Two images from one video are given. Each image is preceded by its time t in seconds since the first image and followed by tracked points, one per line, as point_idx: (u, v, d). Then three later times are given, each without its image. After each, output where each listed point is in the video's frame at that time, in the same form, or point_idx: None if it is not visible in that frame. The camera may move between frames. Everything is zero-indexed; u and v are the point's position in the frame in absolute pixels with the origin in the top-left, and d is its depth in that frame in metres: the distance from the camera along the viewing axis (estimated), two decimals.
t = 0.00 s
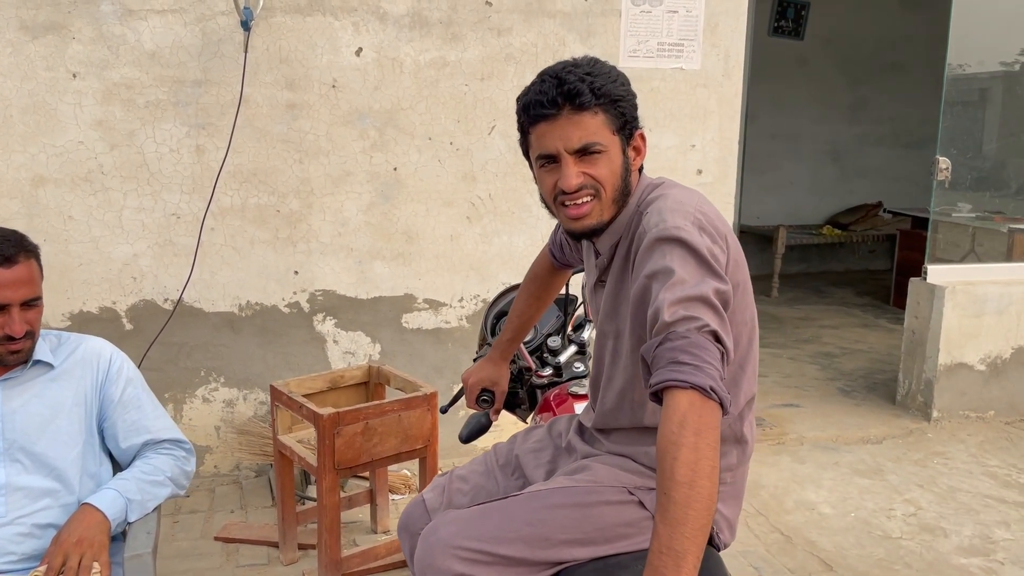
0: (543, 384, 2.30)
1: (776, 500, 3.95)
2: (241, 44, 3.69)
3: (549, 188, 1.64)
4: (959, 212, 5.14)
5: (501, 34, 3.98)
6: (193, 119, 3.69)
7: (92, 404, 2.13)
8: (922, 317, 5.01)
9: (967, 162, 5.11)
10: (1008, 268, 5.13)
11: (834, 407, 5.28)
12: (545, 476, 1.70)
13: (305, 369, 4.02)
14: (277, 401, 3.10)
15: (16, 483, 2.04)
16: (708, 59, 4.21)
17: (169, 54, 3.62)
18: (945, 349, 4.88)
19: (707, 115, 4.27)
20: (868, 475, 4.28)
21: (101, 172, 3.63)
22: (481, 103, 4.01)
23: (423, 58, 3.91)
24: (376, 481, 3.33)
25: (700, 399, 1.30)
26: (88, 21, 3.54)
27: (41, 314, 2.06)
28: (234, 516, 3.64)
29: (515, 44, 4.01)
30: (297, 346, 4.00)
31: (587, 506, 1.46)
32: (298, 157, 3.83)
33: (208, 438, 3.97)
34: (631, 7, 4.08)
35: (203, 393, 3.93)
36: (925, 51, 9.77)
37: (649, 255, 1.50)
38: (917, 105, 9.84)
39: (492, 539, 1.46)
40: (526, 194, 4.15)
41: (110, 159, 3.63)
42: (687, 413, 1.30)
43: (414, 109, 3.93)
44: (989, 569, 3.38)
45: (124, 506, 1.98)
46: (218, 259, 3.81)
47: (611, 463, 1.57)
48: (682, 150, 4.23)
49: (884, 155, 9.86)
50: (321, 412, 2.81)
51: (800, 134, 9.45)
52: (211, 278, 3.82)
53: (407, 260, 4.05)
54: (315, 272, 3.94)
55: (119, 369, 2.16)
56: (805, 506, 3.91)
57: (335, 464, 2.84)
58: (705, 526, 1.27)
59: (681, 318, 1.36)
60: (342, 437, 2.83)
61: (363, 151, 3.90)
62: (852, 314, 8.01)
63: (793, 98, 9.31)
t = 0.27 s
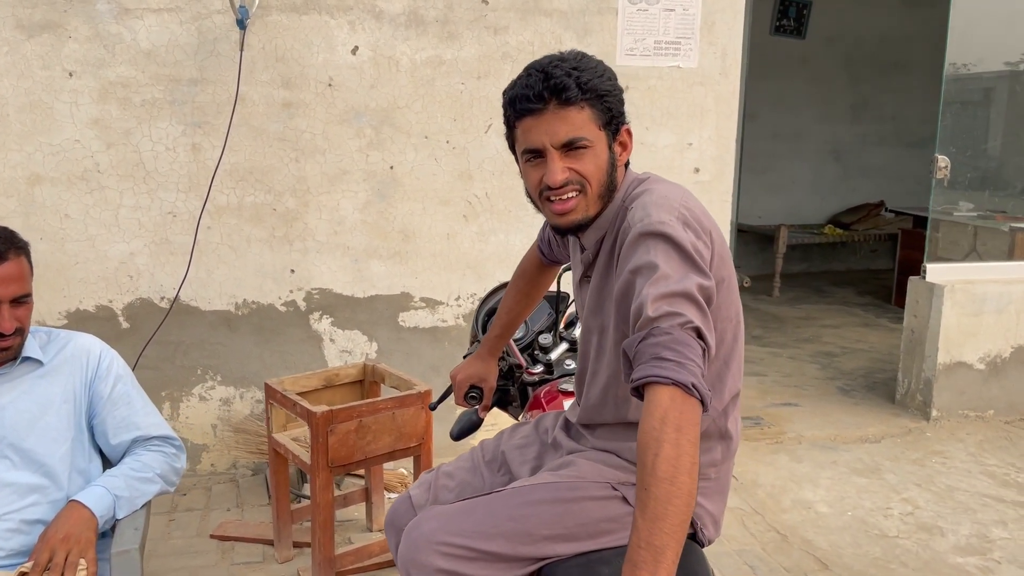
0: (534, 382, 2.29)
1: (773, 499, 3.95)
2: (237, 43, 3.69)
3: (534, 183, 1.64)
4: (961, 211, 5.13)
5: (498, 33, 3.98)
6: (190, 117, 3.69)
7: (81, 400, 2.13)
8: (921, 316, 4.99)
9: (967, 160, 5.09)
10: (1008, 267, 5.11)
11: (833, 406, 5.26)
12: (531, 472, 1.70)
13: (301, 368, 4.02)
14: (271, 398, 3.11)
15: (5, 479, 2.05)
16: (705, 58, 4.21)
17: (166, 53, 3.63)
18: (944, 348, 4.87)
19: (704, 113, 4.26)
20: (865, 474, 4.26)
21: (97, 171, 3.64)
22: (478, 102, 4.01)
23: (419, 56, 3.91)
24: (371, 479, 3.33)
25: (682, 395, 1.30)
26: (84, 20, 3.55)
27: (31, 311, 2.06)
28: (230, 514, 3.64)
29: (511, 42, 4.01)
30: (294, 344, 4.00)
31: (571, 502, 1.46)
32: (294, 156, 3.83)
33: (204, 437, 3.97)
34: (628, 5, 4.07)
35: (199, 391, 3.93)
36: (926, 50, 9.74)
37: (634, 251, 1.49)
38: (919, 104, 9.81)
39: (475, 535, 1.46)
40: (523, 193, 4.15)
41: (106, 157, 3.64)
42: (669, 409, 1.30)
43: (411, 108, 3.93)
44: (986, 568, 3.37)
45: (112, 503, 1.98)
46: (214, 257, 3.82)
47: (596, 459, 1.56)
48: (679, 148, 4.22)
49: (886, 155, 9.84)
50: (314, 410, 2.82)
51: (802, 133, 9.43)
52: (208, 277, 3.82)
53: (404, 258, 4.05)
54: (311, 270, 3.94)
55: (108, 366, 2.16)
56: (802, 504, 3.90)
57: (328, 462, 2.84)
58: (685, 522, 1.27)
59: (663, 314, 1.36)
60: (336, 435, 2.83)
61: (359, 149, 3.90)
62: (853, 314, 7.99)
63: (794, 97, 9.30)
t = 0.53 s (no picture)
0: (530, 381, 2.30)
1: (771, 498, 3.96)
2: (237, 44, 3.71)
3: (524, 183, 1.66)
4: (963, 210, 5.13)
5: (497, 34, 4.00)
6: (190, 118, 3.71)
7: (78, 400, 2.15)
8: (921, 316, 5.00)
9: (966, 160, 5.09)
10: (1008, 267, 5.11)
11: (832, 406, 5.27)
12: (524, 470, 1.71)
13: (301, 367, 4.04)
14: (270, 398, 3.13)
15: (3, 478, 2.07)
16: (704, 58, 4.22)
17: (166, 54, 3.65)
18: (943, 348, 4.87)
19: (703, 113, 4.27)
20: (864, 473, 4.27)
21: (98, 171, 3.66)
22: (477, 102, 4.02)
23: (418, 57, 3.92)
24: (370, 478, 3.35)
25: (666, 394, 1.31)
26: (85, 22, 3.57)
27: (21, 310, 2.06)
28: (230, 513, 3.66)
29: (510, 43, 4.02)
30: (294, 344, 4.02)
31: (560, 500, 1.47)
32: (294, 156, 3.85)
33: (205, 436, 3.99)
34: (627, 6, 4.08)
35: (200, 391, 3.95)
36: (928, 49, 9.74)
37: (622, 251, 1.51)
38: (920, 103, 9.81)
39: (465, 532, 1.48)
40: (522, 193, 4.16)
41: (107, 158, 3.66)
42: (653, 407, 1.31)
43: (410, 108, 3.95)
44: (983, 567, 3.38)
45: (108, 502, 2.00)
46: (214, 257, 3.84)
47: (587, 457, 1.58)
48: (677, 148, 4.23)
49: (888, 154, 9.83)
50: (312, 409, 2.83)
51: (803, 133, 9.43)
52: (208, 277, 3.84)
53: (403, 258, 4.06)
54: (311, 270, 3.96)
55: (103, 366, 2.18)
56: (800, 504, 3.91)
57: (326, 461, 2.86)
58: (669, 518, 1.28)
59: (649, 313, 1.37)
60: (334, 434, 2.85)
61: (358, 149, 3.92)
62: (854, 313, 7.99)
63: (796, 96, 9.30)
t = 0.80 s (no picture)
0: (530, 380, 2.30)
1: (773, 498, 3.95)
2: (239, 44, 3.72)
3: (524, 184, 1.66)
4: (966, 209, 5.13)
5: (498, 33, 4.00)
6: (192, 117, 3.72)
7: (85, 398, 2.16)
8: (923, 315, 4.99)
9: (969, 159, 5.08)
10: (1011, 266, 5.11)
11: (835, 405, 5.27)
12: (524, 469, 1.71)
13: (303, 367, 4.05)
14: (272, 397, 3.14)
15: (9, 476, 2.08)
16: (706, 57, 4.22)
17: (168, 54, 3.66)
18: (946, 347, 4.87)
19: (705, 112, 4.27)
20: (866, 473, 4.27)
21: (101, 171, 3.67)
22: (478, 102, 4.03)
23: (419, 57, 3.93)
24: (372, 477, 3.35)
25: (668, 393, 1.31)
26: (87, 22, 3.58)
27: (38, 314, 2.07)
28: (233, 512, 3.67)
29: (512, 43, 4.02)
30: (296, 344, 4.03)
31: (560, 499, 1.48)
32: (296, 156, 3.86)
33: (207, 435, 4.00)
34: (628, 5, 4.08)
35: (202, 390, 3.96)
36: (931, 48, 9.72)
37: (622, 250, 1.51)
38: (923, 102, 9.79)
39: (465, 532, 1.48)
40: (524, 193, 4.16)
41: (109, 158, 3.67)
42: (655, 407, 1.32)
43: (411, 108, 3.95)
44: (985, 567, 3.37)
45: (111, 501, 2.01)
46: (216, 256, 3.84)
47: (587, 457, 1.58)
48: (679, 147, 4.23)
49: (891, 153, 9.81)
50: (313, 408, 2.84)
51: (806, 132, 9.42)
52: (210, 276, 3.85)
53: (405, 258, 4.07)
54: (313, 270, 3.97)
55: (111, 365, 2.19)
56: (802, 503, 3.91)
57: (328, 460, 2.86)
58: (670, 517, 1.29)
59: (650, 313, 1.38)
60: (335, 433, 2.85)
61: (360, 149, 3.93)
62: (856, 312, 7.98)
63: (799, 95, 9.29)
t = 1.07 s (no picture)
0: (533, 378, 2.30)
1: (776, 496, 3.95)
2: (241, 42, 3.72)
3: (525, 183, 1.66)
4: (970, 207, 5.11)
5: (501, 31, 3.99)
6: (194, 116, 3.72)
7: (91, 397, 2.17)
8: (927, 313, 4.98)
9: (973, 157, 5.07)
10: (1015, 264, 5.09)
11: (838, 404, 5.26)
12: (526, 467, 1.71)
13: (306, 365, 4.05)
14: (274, 395, 3.14)
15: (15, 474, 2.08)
16: (709, 55, 4.21)
17: (171, 52, 3.66)
18: (949, 345, 4.85)
19: (708, 110, 4.27)
20: (870, 471, 4.26)
21: (103, 170, 3.67)
22: (481, 100, 4.02)
23: (422, 55, 3.92)
24: (375, 475, 3.35)
25: (673, 390, 1.31)
26: (90, 20, 3.58)
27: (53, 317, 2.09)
28: (236, 510, 3.68)
29: (514, 41, 4.02)
30: (299, 342, 4.03)
31: (563, 497, 1.48)
32: (299, 154, 3.86)
33: (210, 433, 4.01)
34: (631, 3, 4.07)
35: (205, 388, 3.96)
36: (935, 46, 9.70)
37: (626, 248, 1.50)
38: (927, 100, 9.77)
39: (468, 529, 1.48)
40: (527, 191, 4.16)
41: (112, 157, 3.67)
42: (660, 405, 1.31)
43: (414, 106, 3.95)
44: (989, 565, 3.37)
45: (115, 497, 2.01)
46: (219, 255, 3.85)
47: (589, 454, 1.58)
48: (682, 145, 4.22)
49: (894, 151, 9.79)
50: (316, 406, 2.84)
51: (809, 130, 9.40)
52: (213, 274, 3.85)
53: (408, 256, 4.07)
54: (316, 268, 3.97)
55: (116, 365, 2.20)
56: (805, 501, 3.90)
57: (330, 458, 2.86)
58: (674, 515, 1.28)
59: (655, 310, 1.37)
60: (338, 431, 2.85)
61: (363, 147, 3.92)
62: (860, 311, 7.97)
63: (802, 93, 9.27)
